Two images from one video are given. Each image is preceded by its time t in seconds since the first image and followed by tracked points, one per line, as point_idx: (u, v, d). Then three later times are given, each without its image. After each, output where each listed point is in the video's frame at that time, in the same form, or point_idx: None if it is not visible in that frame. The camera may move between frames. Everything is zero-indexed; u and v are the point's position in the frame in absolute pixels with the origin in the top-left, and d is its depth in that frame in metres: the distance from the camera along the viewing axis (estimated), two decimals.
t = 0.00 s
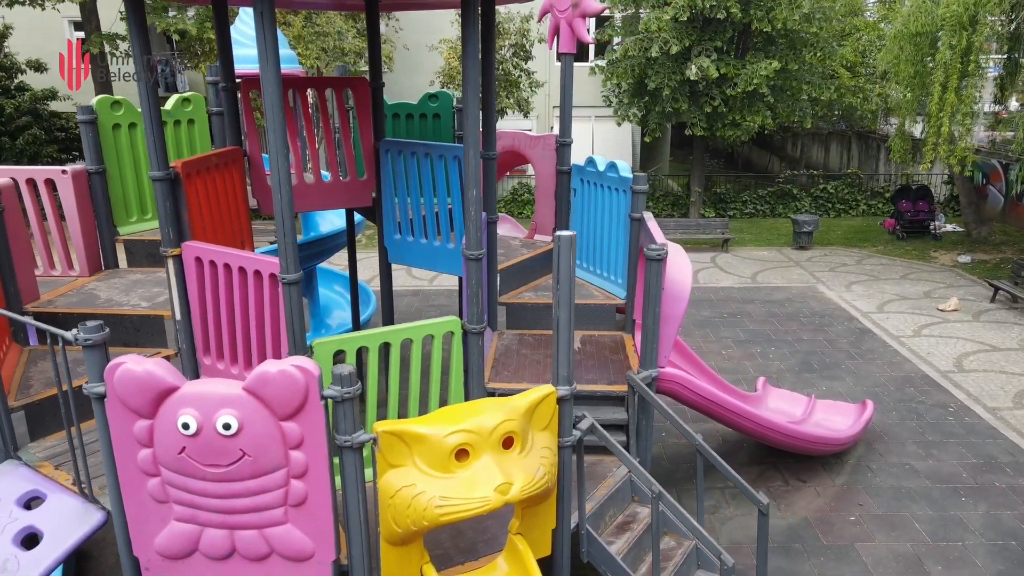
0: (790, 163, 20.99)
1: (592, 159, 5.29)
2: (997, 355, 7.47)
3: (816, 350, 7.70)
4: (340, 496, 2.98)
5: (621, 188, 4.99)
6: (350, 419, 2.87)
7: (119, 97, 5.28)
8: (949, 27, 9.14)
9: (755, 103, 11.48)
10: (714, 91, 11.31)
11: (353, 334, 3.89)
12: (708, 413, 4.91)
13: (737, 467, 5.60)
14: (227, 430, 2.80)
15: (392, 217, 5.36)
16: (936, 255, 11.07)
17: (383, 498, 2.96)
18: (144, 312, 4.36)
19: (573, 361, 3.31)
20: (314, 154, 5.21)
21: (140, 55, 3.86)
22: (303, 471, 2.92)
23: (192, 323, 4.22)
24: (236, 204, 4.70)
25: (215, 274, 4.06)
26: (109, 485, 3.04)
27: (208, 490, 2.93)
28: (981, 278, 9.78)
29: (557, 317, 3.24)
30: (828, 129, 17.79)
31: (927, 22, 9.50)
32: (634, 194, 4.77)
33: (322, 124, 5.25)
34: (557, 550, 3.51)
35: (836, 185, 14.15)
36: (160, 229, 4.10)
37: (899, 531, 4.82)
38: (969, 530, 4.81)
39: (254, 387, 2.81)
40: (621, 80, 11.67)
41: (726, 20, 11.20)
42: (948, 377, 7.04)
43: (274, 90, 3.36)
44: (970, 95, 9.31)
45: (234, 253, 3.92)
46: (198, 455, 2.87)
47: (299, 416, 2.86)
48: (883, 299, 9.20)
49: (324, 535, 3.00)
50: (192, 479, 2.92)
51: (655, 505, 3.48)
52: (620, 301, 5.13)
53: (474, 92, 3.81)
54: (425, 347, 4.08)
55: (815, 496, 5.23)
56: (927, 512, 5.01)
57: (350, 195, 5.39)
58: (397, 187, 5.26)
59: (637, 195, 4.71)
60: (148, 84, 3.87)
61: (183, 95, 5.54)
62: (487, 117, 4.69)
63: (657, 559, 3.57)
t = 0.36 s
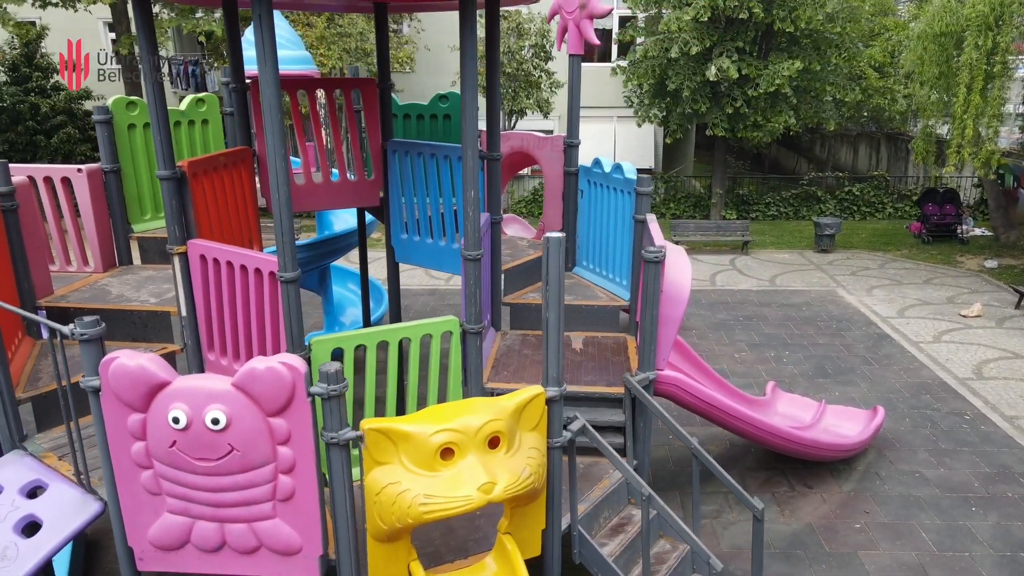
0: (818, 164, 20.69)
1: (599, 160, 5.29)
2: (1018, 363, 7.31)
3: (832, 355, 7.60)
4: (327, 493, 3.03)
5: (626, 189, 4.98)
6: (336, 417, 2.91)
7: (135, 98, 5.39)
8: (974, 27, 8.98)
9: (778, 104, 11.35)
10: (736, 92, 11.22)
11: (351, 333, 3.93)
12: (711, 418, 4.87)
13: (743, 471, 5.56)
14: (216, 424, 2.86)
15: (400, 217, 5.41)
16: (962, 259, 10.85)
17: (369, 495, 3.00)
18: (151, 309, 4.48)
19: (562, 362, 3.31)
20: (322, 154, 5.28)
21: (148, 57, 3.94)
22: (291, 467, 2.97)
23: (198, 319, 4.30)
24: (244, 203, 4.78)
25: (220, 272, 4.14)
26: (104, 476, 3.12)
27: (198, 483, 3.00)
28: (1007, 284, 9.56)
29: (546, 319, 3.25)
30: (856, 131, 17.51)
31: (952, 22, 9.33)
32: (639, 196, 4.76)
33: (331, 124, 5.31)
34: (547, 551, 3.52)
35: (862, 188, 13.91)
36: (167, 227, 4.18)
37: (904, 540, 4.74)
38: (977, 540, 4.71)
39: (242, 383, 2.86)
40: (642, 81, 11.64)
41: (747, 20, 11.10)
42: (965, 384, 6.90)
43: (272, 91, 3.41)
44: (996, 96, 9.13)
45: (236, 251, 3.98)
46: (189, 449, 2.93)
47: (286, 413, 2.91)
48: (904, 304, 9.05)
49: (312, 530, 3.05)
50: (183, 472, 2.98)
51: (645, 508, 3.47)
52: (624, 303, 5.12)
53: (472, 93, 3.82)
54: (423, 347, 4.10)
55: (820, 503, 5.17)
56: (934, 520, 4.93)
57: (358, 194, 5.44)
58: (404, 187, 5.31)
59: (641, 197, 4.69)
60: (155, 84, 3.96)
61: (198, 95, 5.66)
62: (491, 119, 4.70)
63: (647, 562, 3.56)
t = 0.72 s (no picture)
0: (848, 166, 20.38)
1: (607, 161, 5.28)
2: None
3: (850, 359, 7.49)
4: (318, 487, 3.08)
5: (633, 190, 4.97)
6: (326, 412, 2.95)
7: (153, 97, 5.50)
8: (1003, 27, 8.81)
9: (802, 103, 11.21)
10: (760, 92, 11.10)
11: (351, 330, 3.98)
12: (716, 422, 4.84)
13: (751, 475, 5.51)
14: (208, 418, 2.92)
15: (408, 216, 5.46)
16: (991, 264, 10.62)
17: (358, 490, 3.04)
18: (161, 304, 4.59)
19: (553, 361, 3.32)
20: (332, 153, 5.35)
21: (158, 56, 4.03)
22: (282, 461, 3.03)
23: (205, 316, 4.39)
24: (254, 201, 4.87)
25: (225, 269, 4.20)
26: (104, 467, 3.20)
27: (192, 475, 3.06)
28: None
29: (538, 319, 3.27)
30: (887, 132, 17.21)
31: (981, 21, 9.15)
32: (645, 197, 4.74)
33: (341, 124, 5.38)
34: (539, 550, 3.53)
35: (891, 190, 13.68)
36: (176, 223, 4.28)
37: (912, 548, 4.66)
38: (988, 551, 4.62)
39: (235, 377, 2.92)
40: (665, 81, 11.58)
41: (771, 20, 10.98)
42: (986, 391, 6.76)
43: (274, 91, 3.47)
44: None
45: (240, 249, 4.04)
46: (183, 441, 3.00)
47: (277, 408, 2.96)
48: (928, 309, 8.87)
49: (303, 523, 3.10)
50: (178, 464, 3.05)
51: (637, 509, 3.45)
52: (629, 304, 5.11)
53: (473, 93, 3.84)
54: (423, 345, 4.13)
55: (828, 509, 5.11)
56: (944, 529, 4.84)
57: (367, 193, 5.50)
58: (413, 187, 5.36)
59: (646, 198, 4.68)
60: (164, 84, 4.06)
61: (215, 95, 5.76)
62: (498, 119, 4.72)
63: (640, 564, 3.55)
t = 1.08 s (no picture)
0: (879, 168, 20.02)
1: (614, 161, 5.26)
2: None
3: (867, 364, 7.37)
4: (305, 481, 3.12)
5: (638, 191, 4.95)
6: (314, 408, 2.99)
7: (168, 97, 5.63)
8: None
9: (827, 104, 11.03)
10: (783, 92, 10.96)
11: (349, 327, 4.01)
12: (717, 426, 4.80)
13: (757, 480, 5.45)
14: (198, 411, 2.98)
15: (416, 215, 5.50)
16: (1020, 269, 10.36)
17: (345, 485, 3.08)
18: (169, 299, 4.70)
19: (543, 361, 3.32)
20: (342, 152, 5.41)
21: (166, 57, 4.13)
22: (270, 455, 3.08)
23: (210, 312, 4.47)
24: (262, 198, 4.96)
25: (229, 266, 4.26)
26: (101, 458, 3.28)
27: (184, 467, 3.12)
28: None
29: (527, 319, 3.26)
30: (919, 134, 16.88)
31: (1009, 21, 8.95)
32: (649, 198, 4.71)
33: (351, 124, 5.43)
34: (529, 550, 3.53)
35: (919, 193, 13.42)
36: (183, 219, 4.32)
37: (918, 558, 4.58)
38: (996, 562, 4.51)
39: (224, 372, 2.97)
40: (686, 81, 11.50)
41: (795, 20, 10.84)
42: (1005, 399, 6.61)
43: (272, 91, 3.52)
44: None
45: (242, 245, 4.10)
46: (175, 433, 3.06)
47: (265, 402, 3.01)
48: (951, 315, 8.69)
49: (291, 516, 3.16)
50: (170, 456, 3.12)
51: (627, 510, 3.43)
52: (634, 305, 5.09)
53: (470, 93, 3.84)
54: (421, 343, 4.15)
55: (833, 515, 5.03)
56: (952, 539, 4.74)
57: (375, 191, 5.54)
58: (420, 186, 5.41)
59: (650, 199, 4.66)
60: (172, 84, 4.13)
61: (228, 95, 5.89)
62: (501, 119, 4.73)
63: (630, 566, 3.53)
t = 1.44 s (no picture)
0: (909, 169, 19.66)
1: (620, 161, 5.23)
2: None
3: (883, 369, 7.25)
4: (293, 476, 3.16)
5: (643, 191, 4.92)
6: (302, 404, 3.03)
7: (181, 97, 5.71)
8: None
9: (851, 105, 10.85)
10: (806, 93, 10.82)
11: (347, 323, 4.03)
12: (720, 430, 4.75)
13: (763, 484, 5.39)
14: (188, 405, 3.03)
15: (423, 213, 5.53)
16: None
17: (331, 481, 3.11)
18: (176, 295, 4.79)
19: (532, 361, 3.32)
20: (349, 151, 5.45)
21: (174, 57, 4.20)
22: (259, 450, 3.12)
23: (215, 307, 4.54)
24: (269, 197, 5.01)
25: (233, 263, 4.31)
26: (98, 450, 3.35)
27: (176, 460, 3.18)
28: None
29: (516, 319, 3.26)
30: (951, 135, 16.54)
31: None
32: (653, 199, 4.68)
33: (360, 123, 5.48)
34: (519, 549, 3.52)
35: (948, 195, 13.15)
36: (191, 217, 4.39)
37: (923, 567, 4.49)
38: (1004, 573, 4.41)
39: (214, 367, 3.02)
40: (708, 81, 11.40)
41: (819, 19, 10.69)
42: None
43: (270, 92, 3.57)
44: None
45: (245, 243, 4.15)
46: (167, 426, 3.12)
47: (254, 397, 3.06)
48: (974, 320, 8.50)
49: (279, 510, 3.20)
50: (163, 448, 3.17)
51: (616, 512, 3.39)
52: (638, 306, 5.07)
53: (468, 93, 3.83)
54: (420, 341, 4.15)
55: (838, 522, 4.96)
56: (959, 549, 4.64)
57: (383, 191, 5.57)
58: (427, 184, 5.45)
59: (654, 200, 4.63)
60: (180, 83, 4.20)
61: (240, 95, 5.99)
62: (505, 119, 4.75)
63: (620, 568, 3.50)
